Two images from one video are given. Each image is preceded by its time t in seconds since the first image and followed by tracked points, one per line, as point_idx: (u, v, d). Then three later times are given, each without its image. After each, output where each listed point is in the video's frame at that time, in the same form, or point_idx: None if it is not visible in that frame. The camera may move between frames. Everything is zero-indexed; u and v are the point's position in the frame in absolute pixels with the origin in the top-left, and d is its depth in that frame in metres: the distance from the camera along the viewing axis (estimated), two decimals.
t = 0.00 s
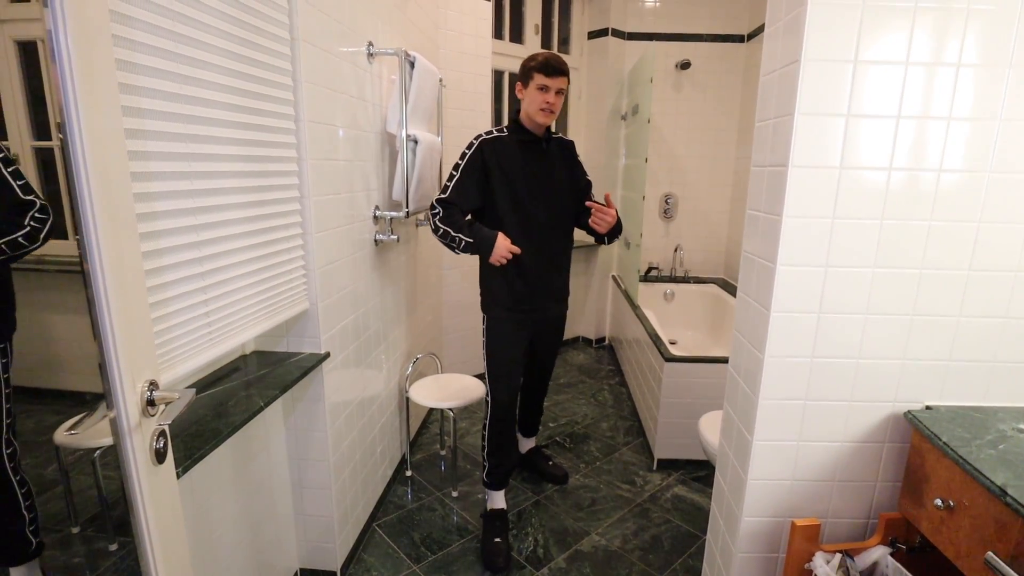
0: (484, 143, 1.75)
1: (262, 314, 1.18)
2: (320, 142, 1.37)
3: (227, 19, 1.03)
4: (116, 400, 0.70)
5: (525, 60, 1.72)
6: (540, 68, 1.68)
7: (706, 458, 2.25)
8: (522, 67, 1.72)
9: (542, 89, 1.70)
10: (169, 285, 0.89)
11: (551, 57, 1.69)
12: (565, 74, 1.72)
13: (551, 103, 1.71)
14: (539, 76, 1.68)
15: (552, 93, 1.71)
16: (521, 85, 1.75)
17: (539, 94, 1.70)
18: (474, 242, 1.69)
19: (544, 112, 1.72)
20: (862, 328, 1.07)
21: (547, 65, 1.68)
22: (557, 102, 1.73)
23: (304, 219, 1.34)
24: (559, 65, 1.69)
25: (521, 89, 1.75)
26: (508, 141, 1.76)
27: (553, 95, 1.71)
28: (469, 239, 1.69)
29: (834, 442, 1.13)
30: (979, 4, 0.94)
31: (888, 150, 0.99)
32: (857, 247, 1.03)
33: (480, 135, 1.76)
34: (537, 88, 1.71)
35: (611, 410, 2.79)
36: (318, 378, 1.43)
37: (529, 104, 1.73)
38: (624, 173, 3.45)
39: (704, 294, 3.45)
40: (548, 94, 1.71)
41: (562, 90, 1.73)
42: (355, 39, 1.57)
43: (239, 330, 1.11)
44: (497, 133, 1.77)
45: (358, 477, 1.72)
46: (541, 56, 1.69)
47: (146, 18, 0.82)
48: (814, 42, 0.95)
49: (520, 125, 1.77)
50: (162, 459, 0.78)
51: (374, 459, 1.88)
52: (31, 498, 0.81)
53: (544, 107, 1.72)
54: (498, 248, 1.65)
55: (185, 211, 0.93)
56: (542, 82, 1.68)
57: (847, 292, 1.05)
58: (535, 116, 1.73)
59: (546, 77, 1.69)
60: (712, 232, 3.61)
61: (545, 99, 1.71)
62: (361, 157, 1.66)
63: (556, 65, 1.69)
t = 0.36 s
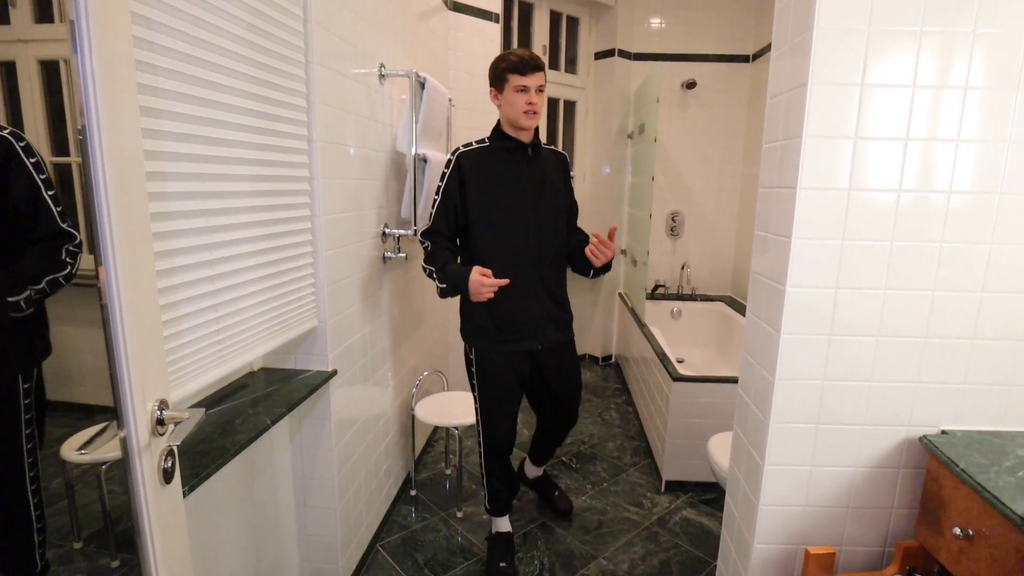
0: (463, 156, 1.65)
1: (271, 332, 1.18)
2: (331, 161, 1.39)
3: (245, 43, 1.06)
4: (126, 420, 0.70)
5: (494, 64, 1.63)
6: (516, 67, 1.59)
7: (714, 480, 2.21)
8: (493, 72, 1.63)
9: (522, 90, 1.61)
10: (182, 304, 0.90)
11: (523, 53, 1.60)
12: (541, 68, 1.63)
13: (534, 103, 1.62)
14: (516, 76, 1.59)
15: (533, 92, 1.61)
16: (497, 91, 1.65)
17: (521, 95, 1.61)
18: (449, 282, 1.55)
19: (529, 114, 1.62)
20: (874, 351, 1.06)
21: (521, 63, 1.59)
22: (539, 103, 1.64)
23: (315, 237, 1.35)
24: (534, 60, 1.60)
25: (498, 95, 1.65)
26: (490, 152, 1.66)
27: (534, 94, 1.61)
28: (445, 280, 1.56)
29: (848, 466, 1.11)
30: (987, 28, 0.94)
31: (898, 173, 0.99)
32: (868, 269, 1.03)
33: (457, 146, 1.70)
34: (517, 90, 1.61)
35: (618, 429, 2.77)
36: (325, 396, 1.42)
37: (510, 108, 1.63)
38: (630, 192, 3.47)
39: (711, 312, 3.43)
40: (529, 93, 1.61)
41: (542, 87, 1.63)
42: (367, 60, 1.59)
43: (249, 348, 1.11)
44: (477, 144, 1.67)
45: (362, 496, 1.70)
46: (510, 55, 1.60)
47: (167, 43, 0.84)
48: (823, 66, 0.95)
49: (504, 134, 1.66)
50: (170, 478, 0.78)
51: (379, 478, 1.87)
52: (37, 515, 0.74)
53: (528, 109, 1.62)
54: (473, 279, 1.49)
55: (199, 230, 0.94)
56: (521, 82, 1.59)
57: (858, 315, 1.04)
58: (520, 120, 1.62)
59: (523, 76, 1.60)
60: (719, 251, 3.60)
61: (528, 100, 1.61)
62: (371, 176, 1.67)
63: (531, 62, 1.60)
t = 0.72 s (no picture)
0: (453, 178, 1.60)
1: (272, 351, 1.18)
2: (338, 181, 1.40)
3: (256, 63, 1.07)
4: (121, 442, 0.69)
5: (487, 80, 1.59)
6: (511, 81, 1.55)
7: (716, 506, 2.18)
8: (487, 88, 1.59)
9: (517, 106, 1.56)
10: (184, 321, 0.90)
11: (517, 67, 1.57)
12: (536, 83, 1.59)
13: (530, 118, 1.57)
14: (511, 91, 1.55)
15: (529, 107, 1.57)
16: (491, 107, 1.61)
17: (516, 110, 1.56)
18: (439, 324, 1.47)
19: (526, 130, 1.57)
20: (879, 380, 1.05)
21: (516, 77, 1.55)
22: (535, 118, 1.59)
23: (319, 255, 1.35)
24: (528, 73, 1.57)
25: (492, 112, 1.60)
26: (481, 172, 1.60)
27: (530, 109, 1.57)
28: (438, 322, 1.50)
29: (852, 496, 1.09)
30: (988, 61, 0.95)
31: (901, 201, 0.99)
32: (871, 297, 1.02)
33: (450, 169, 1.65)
34: (512, 105, 1.56)
35: (619, 452, 2.73)
36: (325, 415, 1.41)
37: (506, 125, 1.58)
38: (633, 213, 3.48)
39: (714, 335, 3.42)
40: (524, 108, 1.57)
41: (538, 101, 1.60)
42: (375, 81, 1.61)
43: (249, 367, 1.11)
44: (469, 165, 1.62)
45: (359, 517, 1.68)
46: (504, 69, 1.57)
47: (178, 62, 0.86)
48: (826, 96, 0.96)
49: (499, 151, 1.61)
50: (163, 501, 0.77)
51: (377, 499, 1.84)
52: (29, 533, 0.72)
53: (524, 125, 1.57)
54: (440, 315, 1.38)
55: (203, 247, 0.94)
56: (517, 97, 1.55)
57: (862, 342, 1.04)
58: (516, 135, 1.57)
59: (518, 91, 1.56)
60: (721, 273, 3.60)
61: (524, 115, 1.57)
62: (376, 195, 1.68)
63: (527, 76, 1.57)
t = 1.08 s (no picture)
0: (455, 198, 1.55)
1: (269, 374, 1.17)
2: (334, 202, 1.40)
3: (249, 86, 1.08)
4: (116, 472, 0.69)
5: (498, 92, 1.53)
6: (521, 94, 1.48)
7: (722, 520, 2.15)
8: (497, 100, 1.53)
9: (527, 119, 1.49)
10: (179, 346, 0.89)
11: (528, 78, 1.49)
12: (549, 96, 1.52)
13: (542, 133, 1.49)
14: (521, 104, 1.48)
15: (540, 121, 1.49)
16: (501, 121, 1.54)
17: (526, 124, 1.49)
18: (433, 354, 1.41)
19: (536, 145, 1.49)
20: (881, 389, 1.04)
21: (527, 89, 1.48)
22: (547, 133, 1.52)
23: (316, 276, 1.35)
24: (541, 85, 1.49)
25: (502, 125, 1.54)
26: (485, 191, 1.55)
27: (541, 123, 1.49)
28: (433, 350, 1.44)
29: (858, 507, 1.08)
30: (976, 72, 0.96)
31: (896, 211, 1.00)
32: (870, 306, 1.02)
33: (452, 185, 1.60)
34: (521, 118, 1.49)
35: (623, 468, 2.70)
36: (325, 438, 1.40)
37: (515, 139, 1.51)
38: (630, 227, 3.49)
39: (714, 346, 3.41)
40: (535, 122, 1.49)
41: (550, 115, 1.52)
42: (370, 102, 1.63)
43: (246, 391, 1.09)
44: (472, 184, 1.57)
45: (360, 541, 1.65)
46: (515, 81, 1.50)
47: (171, 86, 0.87)
48: (818, 109, 0.97)
49: (508, 168, 1.53)
50: (159, 533, 0.76)
51: (379, 521, 1.82)
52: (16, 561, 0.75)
53: (535, 140, 1.49)
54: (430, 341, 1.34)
55: (198, 271, 0.94)
56: (527, 110, 1.48)
57: (862, 352, 1.03)
58: (526, 151, 1.49)
59: (528, 104, 1.49)
60: (719, 284, 3.61)
61: (534, 130, 1.49)
62: (373, 215, 1.69)
63: (538, 88, 1.50)
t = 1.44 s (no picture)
0: (466, 196, 1.52)
1: (266, 390, 1.16)
2: (328, 215, 1.40)
3: (240, 101, 1.08)
4: (114, 494, 0.67)
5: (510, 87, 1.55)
6: (526, 87, 1.48)
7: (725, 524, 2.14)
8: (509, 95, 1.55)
9: (531, 114, 1.49)
10: (175, 365, 0.88)
11: (537, 70, 1.48)
12: (560, 88, 1.49)
13: (545, 128, 1.47)
14: (524, 98, 1.48)
15: (545, 116, 1.47)
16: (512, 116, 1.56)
17: (529, 120, 1.49)
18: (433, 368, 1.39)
19: (540, 141, 1.48)
20: (880, 390, 1.04)
21: (532, 82, 1.47)
22: (555, 127, 1.48)
23: (312, 290, 1.35)
24: (549, 77, 1.47)
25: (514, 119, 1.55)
26: (498, 191, 1.51)
27: (545, 117, 1.47)
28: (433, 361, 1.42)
29: (861, 509, 1.08)
30: (965, 74, 0.98)
31: (889, 213, 1.00)
32: (867, 308, 1.02)
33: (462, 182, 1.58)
34: (525, 113, 1.49)
35: (624, 475, 2.69)
36: (324, 453, 1.39)
37: (522, 134, 1.51)
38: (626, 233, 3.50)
39: (712, 350, 3.41)
40: (539, 116, 1.48)
41: (560, 108, 1.49)
42: (362, 115, 1.63)
43: (243, 408, 1.08)
44: (485, 182, 1.54)
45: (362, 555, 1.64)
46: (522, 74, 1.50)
47: (161, 104, 0.86)
48: (809, 113, 0.98)
49: (517, 164, 1.53)
50: (159, 554, 0.75)
51: (380, 535, 1.80)
52: None
53: (538, 135, 1.48)
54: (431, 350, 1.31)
55: (192, 289, 0.93)
56: (529, 104, 1.47)
57: (861, 353, 1.04)
58: (529, 147, 1.49)
59: (533, 98, 1.48)
60: (715, 287, 3.62)
61: (537, 125, 1.47)
62: (367, 227, 1.68)
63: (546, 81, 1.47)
